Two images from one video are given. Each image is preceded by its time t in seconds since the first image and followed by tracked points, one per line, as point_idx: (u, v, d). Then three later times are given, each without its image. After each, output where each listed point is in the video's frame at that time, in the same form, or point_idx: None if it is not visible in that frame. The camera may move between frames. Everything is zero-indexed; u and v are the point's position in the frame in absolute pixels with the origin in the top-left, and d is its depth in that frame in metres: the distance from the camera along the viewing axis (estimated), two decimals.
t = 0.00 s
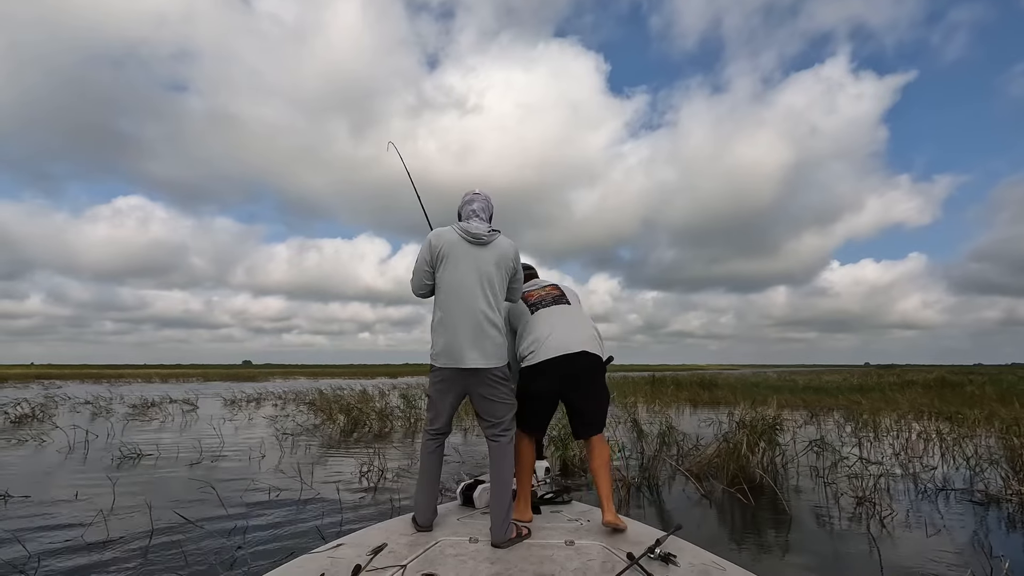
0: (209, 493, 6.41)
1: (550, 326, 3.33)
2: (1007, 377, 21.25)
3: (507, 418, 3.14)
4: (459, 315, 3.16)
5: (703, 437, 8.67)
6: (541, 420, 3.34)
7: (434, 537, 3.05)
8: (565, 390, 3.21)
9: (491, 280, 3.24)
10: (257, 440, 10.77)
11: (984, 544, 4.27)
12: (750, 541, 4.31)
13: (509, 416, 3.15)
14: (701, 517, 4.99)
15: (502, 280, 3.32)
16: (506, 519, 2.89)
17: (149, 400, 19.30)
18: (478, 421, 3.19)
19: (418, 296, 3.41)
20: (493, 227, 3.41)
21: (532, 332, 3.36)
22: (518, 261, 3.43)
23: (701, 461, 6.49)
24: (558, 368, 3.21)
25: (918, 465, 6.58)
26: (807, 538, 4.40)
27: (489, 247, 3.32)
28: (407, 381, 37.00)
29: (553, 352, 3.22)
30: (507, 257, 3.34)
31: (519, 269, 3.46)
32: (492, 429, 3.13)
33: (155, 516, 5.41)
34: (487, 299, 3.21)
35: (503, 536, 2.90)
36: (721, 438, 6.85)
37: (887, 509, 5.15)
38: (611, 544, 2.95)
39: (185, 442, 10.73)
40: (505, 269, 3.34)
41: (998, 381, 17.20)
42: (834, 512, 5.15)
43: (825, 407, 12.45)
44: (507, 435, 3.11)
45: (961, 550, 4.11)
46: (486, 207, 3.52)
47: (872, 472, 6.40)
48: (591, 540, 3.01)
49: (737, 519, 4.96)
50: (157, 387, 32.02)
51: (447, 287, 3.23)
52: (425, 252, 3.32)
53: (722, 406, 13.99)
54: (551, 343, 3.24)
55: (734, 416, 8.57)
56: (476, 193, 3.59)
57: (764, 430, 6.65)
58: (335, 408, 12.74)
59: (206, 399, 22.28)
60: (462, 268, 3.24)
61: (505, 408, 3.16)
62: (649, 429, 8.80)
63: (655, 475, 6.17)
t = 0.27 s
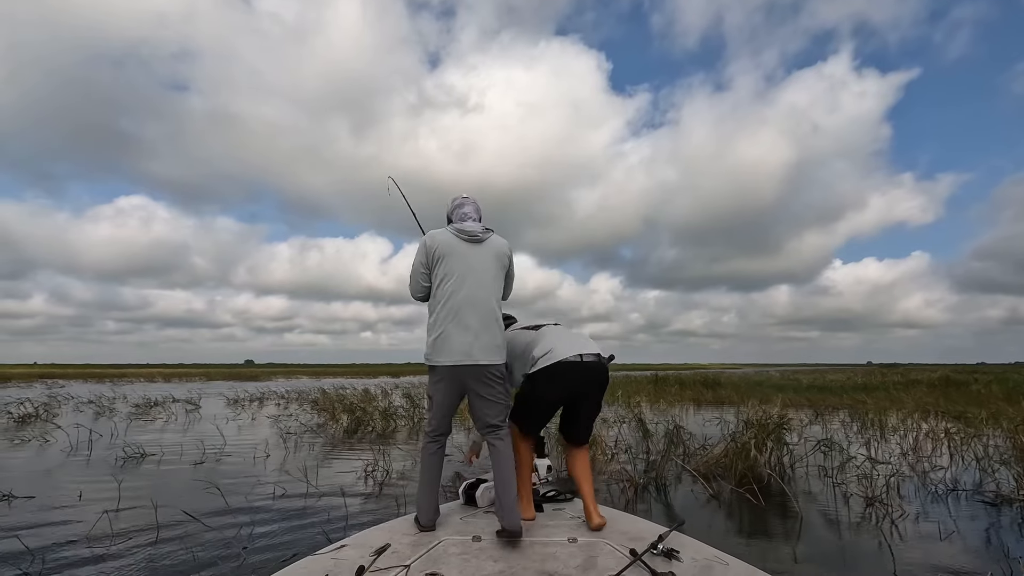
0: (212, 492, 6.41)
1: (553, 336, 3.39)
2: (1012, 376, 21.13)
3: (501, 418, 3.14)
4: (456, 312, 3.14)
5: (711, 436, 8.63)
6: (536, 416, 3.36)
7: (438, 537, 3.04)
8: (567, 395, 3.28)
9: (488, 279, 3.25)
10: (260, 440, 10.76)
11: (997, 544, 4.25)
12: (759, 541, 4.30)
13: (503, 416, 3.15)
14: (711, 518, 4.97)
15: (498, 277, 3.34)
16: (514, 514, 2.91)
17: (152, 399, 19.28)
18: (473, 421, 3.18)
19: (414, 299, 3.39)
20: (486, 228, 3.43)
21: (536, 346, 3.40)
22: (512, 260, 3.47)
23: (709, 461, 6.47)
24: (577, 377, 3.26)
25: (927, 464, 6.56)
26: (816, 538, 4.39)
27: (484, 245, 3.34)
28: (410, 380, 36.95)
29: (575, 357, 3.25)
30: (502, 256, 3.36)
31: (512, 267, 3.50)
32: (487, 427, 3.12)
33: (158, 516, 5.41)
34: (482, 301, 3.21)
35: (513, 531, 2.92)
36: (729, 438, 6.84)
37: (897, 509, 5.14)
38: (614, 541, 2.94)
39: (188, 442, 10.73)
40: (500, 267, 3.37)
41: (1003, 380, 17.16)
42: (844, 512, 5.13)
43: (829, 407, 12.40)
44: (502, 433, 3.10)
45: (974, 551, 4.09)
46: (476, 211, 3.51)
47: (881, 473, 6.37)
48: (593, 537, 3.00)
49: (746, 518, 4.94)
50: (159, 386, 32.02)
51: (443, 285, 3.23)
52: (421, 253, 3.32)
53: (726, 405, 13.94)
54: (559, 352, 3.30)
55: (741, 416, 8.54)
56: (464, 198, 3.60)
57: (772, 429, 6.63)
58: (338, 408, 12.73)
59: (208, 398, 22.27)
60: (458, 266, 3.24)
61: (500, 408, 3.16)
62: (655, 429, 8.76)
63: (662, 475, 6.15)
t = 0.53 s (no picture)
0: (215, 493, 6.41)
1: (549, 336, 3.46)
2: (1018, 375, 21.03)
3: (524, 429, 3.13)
4: (494, 314, 3.09)
5: (719, 436, 8.60)
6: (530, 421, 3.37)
7: (440, 541, 3.03)
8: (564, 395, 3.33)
9: (518, 285, 3.26)
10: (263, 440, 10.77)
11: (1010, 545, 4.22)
12: (769, 542, 4.28)
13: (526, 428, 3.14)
14: (721, 518, 4.94)
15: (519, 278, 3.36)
16: (519, 526, 2.83)
17: (155, 399, 19.28)
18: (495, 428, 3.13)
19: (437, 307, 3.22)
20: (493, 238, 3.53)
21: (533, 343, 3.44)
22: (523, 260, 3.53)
23: (718, 461, 6.44)
24: (567, 373, 3.31)
25: (938, 465, 6.54)
26: (826, 539, 4.36)
27: (503, 246, 3.34)
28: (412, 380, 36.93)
29: (563, 354, 3.34)
30: (520, 257, 3.39)
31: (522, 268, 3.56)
32: (505, 435, 3.08)
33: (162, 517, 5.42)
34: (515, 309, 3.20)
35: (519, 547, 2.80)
36: (738, 438, 6.83)
37: (908, 510, 5.11)
38: (616, 542, 2.93)
39: (191, 442, 10.74)
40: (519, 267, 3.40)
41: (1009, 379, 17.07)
42: (854, 513, 5.11)
43: (834, 406, 12.34)
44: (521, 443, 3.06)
45: (987, 552, 4.07)
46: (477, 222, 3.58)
47: (893, 472, 6.34)
48: (596, 538, 2.98)
49: (755, 519, 4.92)
50: (162, 385, 32.03)
51: (474, 288, 3.14)
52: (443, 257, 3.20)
53: (730, 404, 13.89)
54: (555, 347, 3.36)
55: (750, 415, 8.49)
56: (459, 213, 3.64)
57: (782, 428, 6.60)
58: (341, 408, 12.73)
59: (211, 398, 22.28)
60: (486, 268, 3.19)
61: (524, 418, 3.14)
62: (661, 428, 8.73)
63: (671, 475, 6.12)
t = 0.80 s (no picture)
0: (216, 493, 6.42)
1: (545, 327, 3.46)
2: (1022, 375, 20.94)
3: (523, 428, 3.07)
4: (511, 313, 3.03)
5: (724, 436, 8.57)
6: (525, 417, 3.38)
7: (438, 543, 3.02)
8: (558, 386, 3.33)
9: (525, 285, 3.22)
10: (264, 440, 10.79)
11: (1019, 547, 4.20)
12: (776, 545, 4.25)
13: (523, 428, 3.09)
14: (727, 521, 4.91)
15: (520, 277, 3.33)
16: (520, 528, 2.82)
17: (157, 399, 19.34)
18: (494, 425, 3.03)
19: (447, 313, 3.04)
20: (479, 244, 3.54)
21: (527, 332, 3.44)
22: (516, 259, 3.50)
23: (725, 462, 6.42)
24: (557, 367, 3.31)
25: (946, 465, 6.51)
26: (832, 542, 4.33)
27: (503, 245, 3.29)
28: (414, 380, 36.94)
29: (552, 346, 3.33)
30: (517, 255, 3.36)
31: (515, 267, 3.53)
32: (504, 434, 2.99)
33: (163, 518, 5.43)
34: (530, 310, 3.16)
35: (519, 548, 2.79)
36: (744, 438, 6.82)
37: (917, 511, 5.10)
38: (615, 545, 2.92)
39: (193, 443, 10.77)
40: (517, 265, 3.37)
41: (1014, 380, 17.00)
42: (862, 514, 5.10)
43: (838, 407, 12.31)
44: (518, 443, 2.98)
45: (995, 554, 4.06)
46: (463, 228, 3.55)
47: (900, 473, 6.31)
48: (595, 541, 2.97)
49: (762, 522, 4.89)
50: (164, 385, 32.13)
51: (487, 289, 3.04)
52: (451, 259, 3.04)
53: (734, 405, 13.86)
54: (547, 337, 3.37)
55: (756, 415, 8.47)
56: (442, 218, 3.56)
57: (789, 428, 6.58)
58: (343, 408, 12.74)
59: (213, 398, 22.35)
60: (495, 267, 3.11)
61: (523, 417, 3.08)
62: (664, 429, 8.71)
63: (676, 476, 6.10)
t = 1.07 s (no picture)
0: (218, 494, 6.42)
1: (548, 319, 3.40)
2: None
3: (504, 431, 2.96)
4: (495, 312, 2.79)
5: (730, 438, 8.55)
6: (523, 409, 3.38)
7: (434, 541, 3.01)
8: (560, 384, 3.30)
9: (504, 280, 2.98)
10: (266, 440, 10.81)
11: None
12: (784, 548, 4.21)
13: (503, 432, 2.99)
14: (734, 524, 4.88)
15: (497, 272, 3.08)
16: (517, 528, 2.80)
17: (160, 399, 19.40)
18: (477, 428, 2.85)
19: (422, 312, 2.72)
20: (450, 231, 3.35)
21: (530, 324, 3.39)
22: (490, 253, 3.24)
23: (732, 462, 6.39)
24: (557, 362, 3.25)
25: (955, 467, 6.48)
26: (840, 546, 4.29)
27: (481, 237, 3.01)
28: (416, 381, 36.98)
29: (557, 342, 3.27)
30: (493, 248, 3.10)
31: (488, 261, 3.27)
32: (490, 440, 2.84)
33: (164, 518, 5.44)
34: (510, 306, 2.96)
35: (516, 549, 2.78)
36: (750, 438, 6.79)
37: (926, 514, 5.06)
38: (612, 546, 2.90)
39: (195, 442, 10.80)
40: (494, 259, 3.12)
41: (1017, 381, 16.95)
42: (870, 517, 5.07)
43: (841, 407, 12.28)
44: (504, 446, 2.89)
45: (1005, 556, 4.02)
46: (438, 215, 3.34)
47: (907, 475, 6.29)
48: (591, 542, 2.96)
49: (769, 525, 4.85)
50: (166, 386, 32.24)
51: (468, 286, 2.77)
52: (427, 252, 2.71)
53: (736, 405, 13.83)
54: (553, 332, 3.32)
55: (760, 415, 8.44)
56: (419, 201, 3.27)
57: (797, 430, 6.54)
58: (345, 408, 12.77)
59: (215, 398, 22.43)
60: (476, 262, 2.84)
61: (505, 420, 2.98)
62: (668, 430, 8.69)
63: (682, 477, 6.07)
